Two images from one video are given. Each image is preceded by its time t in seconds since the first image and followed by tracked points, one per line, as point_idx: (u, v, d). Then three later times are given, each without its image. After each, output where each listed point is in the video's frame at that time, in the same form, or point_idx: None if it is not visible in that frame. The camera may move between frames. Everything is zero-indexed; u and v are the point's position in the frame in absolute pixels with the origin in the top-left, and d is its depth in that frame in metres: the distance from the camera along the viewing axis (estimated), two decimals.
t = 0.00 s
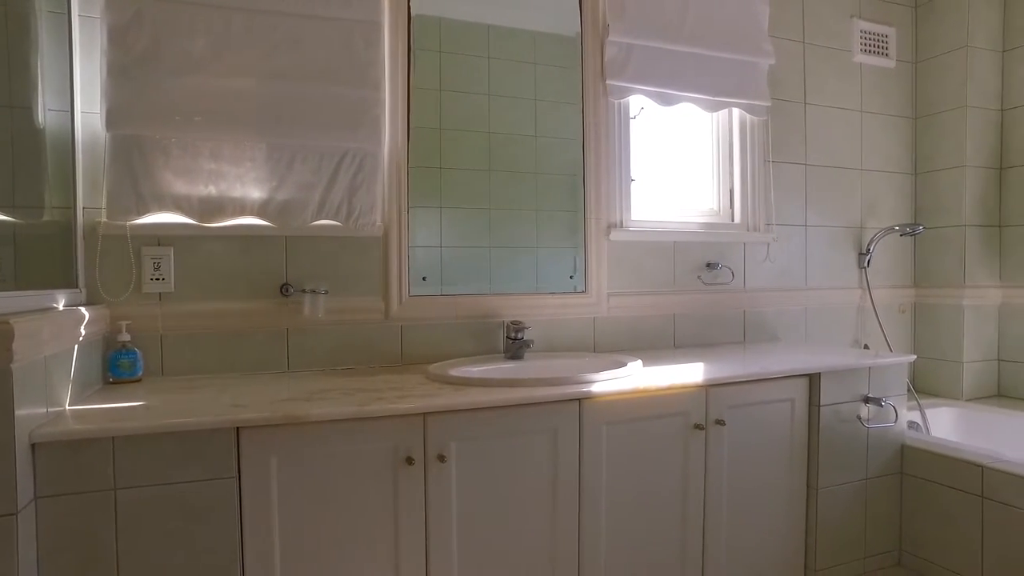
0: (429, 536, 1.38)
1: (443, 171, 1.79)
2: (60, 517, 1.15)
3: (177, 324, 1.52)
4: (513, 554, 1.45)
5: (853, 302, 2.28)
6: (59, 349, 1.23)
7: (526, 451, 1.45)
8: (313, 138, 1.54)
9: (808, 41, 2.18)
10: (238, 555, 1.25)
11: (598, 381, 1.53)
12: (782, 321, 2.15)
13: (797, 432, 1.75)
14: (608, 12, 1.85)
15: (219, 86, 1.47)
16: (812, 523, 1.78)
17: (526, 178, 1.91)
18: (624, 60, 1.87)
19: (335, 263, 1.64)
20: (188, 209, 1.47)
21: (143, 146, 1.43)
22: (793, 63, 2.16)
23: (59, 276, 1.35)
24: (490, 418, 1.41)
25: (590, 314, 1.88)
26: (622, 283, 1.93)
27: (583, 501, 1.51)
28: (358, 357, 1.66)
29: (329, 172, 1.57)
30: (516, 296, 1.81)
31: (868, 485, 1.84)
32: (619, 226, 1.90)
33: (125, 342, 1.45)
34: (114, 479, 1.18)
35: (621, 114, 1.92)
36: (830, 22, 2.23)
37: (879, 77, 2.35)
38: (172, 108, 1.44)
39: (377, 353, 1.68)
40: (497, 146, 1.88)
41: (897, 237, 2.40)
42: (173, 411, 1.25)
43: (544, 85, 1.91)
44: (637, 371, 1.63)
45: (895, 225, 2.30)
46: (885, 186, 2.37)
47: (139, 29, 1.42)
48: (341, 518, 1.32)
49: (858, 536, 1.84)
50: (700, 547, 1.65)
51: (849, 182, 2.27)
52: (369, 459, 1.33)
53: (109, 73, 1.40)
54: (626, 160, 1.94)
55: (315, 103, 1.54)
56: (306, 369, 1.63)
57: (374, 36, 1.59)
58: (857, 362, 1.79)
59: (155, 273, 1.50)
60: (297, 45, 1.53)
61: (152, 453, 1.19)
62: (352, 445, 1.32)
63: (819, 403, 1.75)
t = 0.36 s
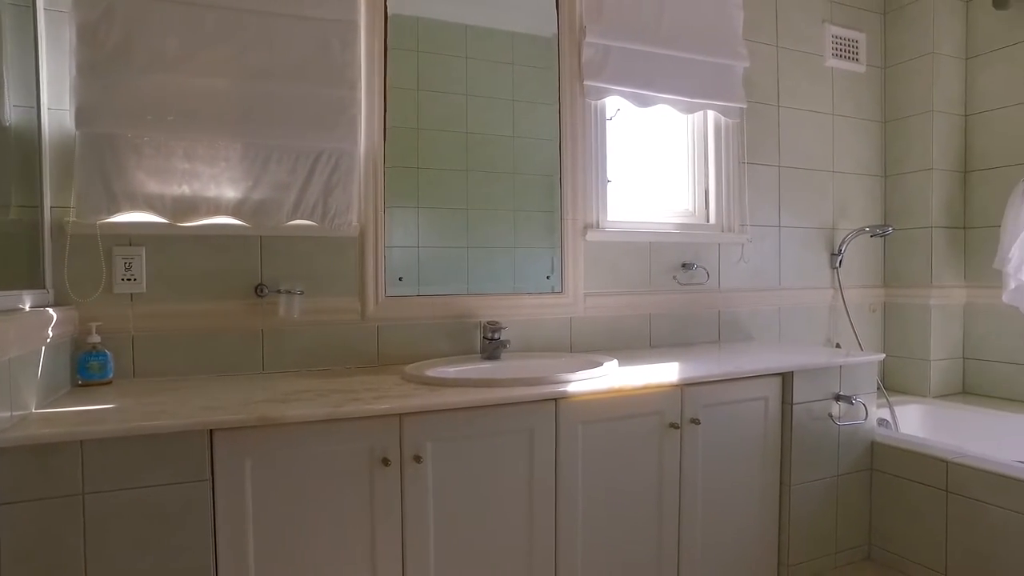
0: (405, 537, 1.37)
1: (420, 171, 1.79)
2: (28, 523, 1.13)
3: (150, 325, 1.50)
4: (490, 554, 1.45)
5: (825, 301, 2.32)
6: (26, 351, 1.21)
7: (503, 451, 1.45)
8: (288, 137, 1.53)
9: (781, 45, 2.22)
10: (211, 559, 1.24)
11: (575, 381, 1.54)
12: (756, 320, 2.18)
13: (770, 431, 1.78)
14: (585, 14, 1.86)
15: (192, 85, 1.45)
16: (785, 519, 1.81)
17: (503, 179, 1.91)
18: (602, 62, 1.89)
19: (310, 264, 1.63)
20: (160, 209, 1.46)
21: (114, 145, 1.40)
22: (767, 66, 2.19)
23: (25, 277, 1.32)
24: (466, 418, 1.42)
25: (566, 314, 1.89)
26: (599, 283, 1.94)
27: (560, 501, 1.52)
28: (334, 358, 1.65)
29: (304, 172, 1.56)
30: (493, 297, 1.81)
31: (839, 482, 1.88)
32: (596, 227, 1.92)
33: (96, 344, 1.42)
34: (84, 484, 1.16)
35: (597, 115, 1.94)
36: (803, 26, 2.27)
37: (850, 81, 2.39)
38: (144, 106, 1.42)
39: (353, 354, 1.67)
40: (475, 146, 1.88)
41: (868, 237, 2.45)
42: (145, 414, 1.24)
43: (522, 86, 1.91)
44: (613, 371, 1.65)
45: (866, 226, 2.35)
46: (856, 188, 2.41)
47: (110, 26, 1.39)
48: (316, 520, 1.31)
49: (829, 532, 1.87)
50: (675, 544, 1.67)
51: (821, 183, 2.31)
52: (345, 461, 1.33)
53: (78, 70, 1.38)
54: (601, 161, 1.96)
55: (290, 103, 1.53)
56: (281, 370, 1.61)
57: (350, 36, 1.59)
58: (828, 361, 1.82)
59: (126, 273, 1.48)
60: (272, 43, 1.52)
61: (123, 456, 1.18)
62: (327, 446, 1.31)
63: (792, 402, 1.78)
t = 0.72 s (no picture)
0: (381, 538, 1.37)
1: (396, 171, 1.78)
2: None
3: (119, 326, 1.47)
4: (466, 554, 1.45)
5: (795, 301, 2.37)
6: None
7: (478, 450, 1.46)
8: (260, 136, 1.52)
9: (753, 48, 2.25)
10: (182, 564, 1.22)
11: (550, 380, 1.55)
12: (729, 320, 2.21)
13: (742, 428, 1.81)
14: (560, 15, 1.87)
15: (162, 82, 1.43)
16: (758, 515, 1.83)
17: (479, 179, 1.91)
18: (576, 63, 1.90)
19: (284, 264, 1.61)
20: (129, 209, 1.43)
21: (81, 143, 1.37)
22: (739, 69, 2.22)
23: None
24: (441, 418, 1.42)
25: (542, 314, 1.90)
26: (574, 284, 1.95)
27: (535, 500, 1.52)
28: (308, 359, 1.64)
29: (277, 171, 1.54)
30: (468, 297, 1.81)
31: (809, 478, 1.91)
32: (571, 227, 1.93)
33: (62, 346, 1.39)
34: (50, 489, 1.13)
35: (571, 117, 1.95)
36: (774, 31, 2.30)
37: (820, 85, 2.43)
38: (112, 104, 1.39)
39: (327, 355, 1.66)
40: (451, 146, 1.88)
41: (837, 238, 2.50)
42: (113, 417, 1.21)
43: (498, 86, 1.92)
44: (588, 370, 1.66)
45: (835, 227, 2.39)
46: (826, 190, 2.46)
47: (76, 21, 1.37)
48: (290, 523, 1.30)
49: (800, 527, 1.91)
50: (649, 541, 1.68)
51: (791, 185, 2.35)
52: (319, 462, 1.32)
53: (43, 65, 1.35)
54: (576, 162, 1.97)
55: (263, 101, 1.52)
56: (253, 371, 1.60)
57: (323, 35, 1.58)
58: (798, 359, 1.86)
59: (94, 273, 1.45)
60: (243, 41, 1.50)
61: (91, 460, 1.16)
62: (301, 448, 1.30)
63: (763, 400, 1.81)
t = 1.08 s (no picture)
0: (358, 539, 1.36)
1: (373, 170, 1.77)
2: None
3: (88, 327, 1.44)
4: (444, 553, 1.45)
5: (769, 300, 2.40)
6: None
7: (456, 450, 1.46)
8: (235, 135, 1.50)
9: (728, 51, 2.28)
10: (154, 568, 1.20)
11: (527, 380, 1.56)
12: (704, 319, 2.24)
13: (717, 426, 1.83)
14: (538, 17, 1.89)
15: (133, 79, 1.41)
16: (733, 512, 1.86)
17: (457, 179, 1.91)
18: (553, 64, 1.91)
19: (259, 264, 1.60)
20: (100, 206, 1.41)
21: (48, 139, 1.34)
22: (713, 72, 2.25)
23: None
24: (418, 418, 1.41)
25: (518, 314, 1.91)
26: (551, 283, 1.96)
27: (513, 499, 1.53)
28: (283, 359, 1.62)
29: (251, 170, 1.53)
30: (445, 297, 1.81)
31: (782, 474, 1.94)
32: (548, 227, 1.95)
33: (29, 347, 1.36)
34: (16, 493, 1.10)
35: (548, 118, 1.97)
36: (748, 34, 2.34)
37: (793, 88, 2.47)
38: (81, 99, 1.36)
39: (302, 355, 1.65)
40: (428, 146, 1.87)
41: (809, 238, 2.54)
42: (82, 419, 1.19)
43: (475, 86, 1.92)
44: (564, 370, 1.67)
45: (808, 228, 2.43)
46: (798, 191, 2.50)
47: (44, 14, 1.34)
48: (265, 525, 1.29)
49: (773, 523, 1.94)
50: (626, 539, 1.70)
51: (765, 186, 2.38)
52: (295, 463, 1.31)
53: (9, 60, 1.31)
54: (553, 163, 1.98)
55: (237, 99, 1.50)
56: (227, 372, 1.58)
57: (298, 34, 1.57)
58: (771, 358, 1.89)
59: (62, 273, 1.42)
60: (217, 39, 1.48)
61: (59, 463, 1.13)
62: (276, 449, 1.29)
63: (738, 398, 1.84)
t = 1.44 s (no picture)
0: (331, 541, 1.35)
1: (346, 170, 1.76)
2: None
3: (52, 329, 1.41)
4: (418, 554, 1.44)
5: (740, 300, 2.44)
6: None
7: (430, 450, 1.45)
8: (205, 132, 1.48)
9: (700, 53, 2.31)
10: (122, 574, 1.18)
11: (501, 380, 1.56)
12: (677, 318, 2.27)
13: (690, 425, 1.85)
14: (512, 18, 1.89)
15: (99, 74, 1.38)
16: (705, 509, 1.89)
17: (432, 178, 1.90)
18: (528, 65, 1.92)
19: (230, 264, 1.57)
20: (65, 205, 1.38)
21: (10, 135, 1.31)
22: (687, 74, 2.27)
23: None
24: (392, 419, 1.41)
25: (493, 313, 1.91)
26: (526, 283, 1.97)
27: (487, 498, 1.53)
28: (254, 360, 1.61)
29: (222, 169, 1.51)
30: (419, 297, 1.81)
31: (754, 471, 1.97)
32: (522, 227, 1.95)
33: None
34: None
35: (523, 118, 1.98)
36: (720, 37, 2.37)
37: (764, 90, 2.51)
38: (44, 95, 1.33)
39: (274, 356, 1.63)
40: (403, 145, 1.86)
41: (780, 238, 2.58)
42: (46, 423, 1.16)
43: (450, 86, 1.92)
44: (539, 370, 1.68)
45: (778, 228, 2.48)
46: (769, 192, 2.54)
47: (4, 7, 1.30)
48: (236, 528, 1.27)
49: (745, 519, 1.97)
50: (601, 537, 1.71)
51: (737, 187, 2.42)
52: (267, 465, 1.30)
53: None
54: (527, 163, 1.99)
55: (208, 97, 1.48)
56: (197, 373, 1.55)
57: (271, 31, 1.55)
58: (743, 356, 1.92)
59: (24, 273, 1.38)
60: (187, 35, 1.46)
61: (21, 469, 1.10)
62: (248, 451, 1.28)
63: (711, 397, 1.86)
